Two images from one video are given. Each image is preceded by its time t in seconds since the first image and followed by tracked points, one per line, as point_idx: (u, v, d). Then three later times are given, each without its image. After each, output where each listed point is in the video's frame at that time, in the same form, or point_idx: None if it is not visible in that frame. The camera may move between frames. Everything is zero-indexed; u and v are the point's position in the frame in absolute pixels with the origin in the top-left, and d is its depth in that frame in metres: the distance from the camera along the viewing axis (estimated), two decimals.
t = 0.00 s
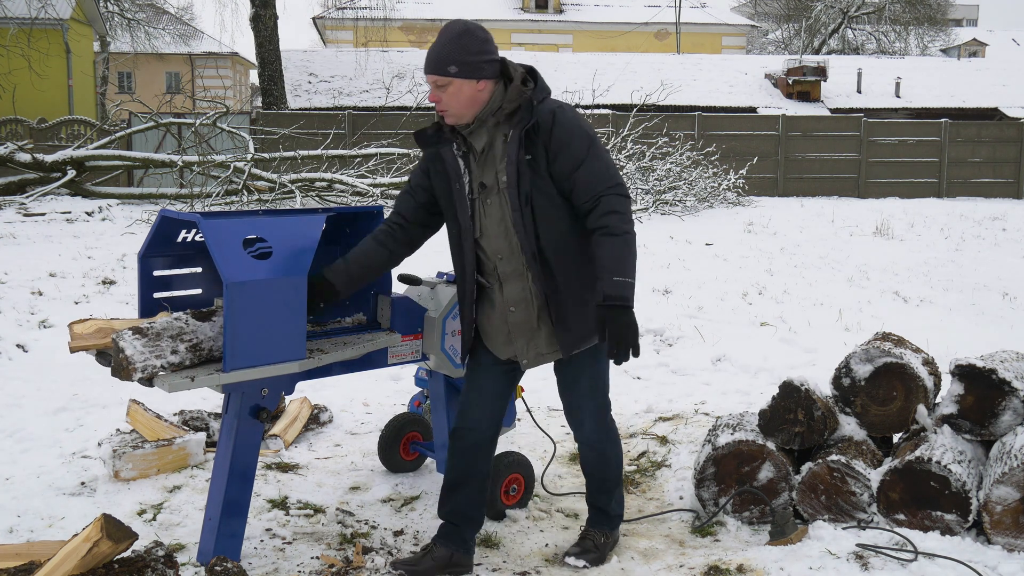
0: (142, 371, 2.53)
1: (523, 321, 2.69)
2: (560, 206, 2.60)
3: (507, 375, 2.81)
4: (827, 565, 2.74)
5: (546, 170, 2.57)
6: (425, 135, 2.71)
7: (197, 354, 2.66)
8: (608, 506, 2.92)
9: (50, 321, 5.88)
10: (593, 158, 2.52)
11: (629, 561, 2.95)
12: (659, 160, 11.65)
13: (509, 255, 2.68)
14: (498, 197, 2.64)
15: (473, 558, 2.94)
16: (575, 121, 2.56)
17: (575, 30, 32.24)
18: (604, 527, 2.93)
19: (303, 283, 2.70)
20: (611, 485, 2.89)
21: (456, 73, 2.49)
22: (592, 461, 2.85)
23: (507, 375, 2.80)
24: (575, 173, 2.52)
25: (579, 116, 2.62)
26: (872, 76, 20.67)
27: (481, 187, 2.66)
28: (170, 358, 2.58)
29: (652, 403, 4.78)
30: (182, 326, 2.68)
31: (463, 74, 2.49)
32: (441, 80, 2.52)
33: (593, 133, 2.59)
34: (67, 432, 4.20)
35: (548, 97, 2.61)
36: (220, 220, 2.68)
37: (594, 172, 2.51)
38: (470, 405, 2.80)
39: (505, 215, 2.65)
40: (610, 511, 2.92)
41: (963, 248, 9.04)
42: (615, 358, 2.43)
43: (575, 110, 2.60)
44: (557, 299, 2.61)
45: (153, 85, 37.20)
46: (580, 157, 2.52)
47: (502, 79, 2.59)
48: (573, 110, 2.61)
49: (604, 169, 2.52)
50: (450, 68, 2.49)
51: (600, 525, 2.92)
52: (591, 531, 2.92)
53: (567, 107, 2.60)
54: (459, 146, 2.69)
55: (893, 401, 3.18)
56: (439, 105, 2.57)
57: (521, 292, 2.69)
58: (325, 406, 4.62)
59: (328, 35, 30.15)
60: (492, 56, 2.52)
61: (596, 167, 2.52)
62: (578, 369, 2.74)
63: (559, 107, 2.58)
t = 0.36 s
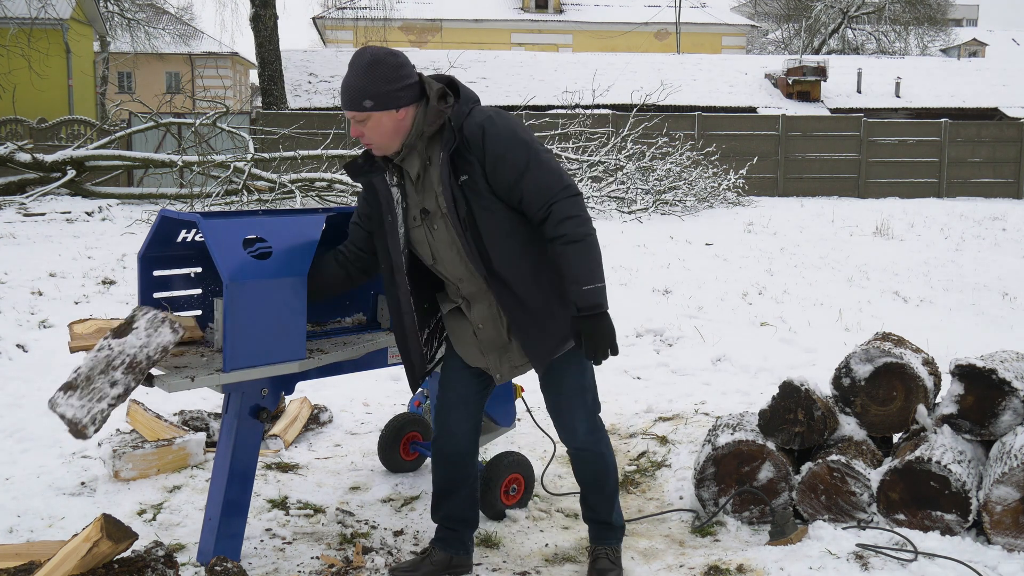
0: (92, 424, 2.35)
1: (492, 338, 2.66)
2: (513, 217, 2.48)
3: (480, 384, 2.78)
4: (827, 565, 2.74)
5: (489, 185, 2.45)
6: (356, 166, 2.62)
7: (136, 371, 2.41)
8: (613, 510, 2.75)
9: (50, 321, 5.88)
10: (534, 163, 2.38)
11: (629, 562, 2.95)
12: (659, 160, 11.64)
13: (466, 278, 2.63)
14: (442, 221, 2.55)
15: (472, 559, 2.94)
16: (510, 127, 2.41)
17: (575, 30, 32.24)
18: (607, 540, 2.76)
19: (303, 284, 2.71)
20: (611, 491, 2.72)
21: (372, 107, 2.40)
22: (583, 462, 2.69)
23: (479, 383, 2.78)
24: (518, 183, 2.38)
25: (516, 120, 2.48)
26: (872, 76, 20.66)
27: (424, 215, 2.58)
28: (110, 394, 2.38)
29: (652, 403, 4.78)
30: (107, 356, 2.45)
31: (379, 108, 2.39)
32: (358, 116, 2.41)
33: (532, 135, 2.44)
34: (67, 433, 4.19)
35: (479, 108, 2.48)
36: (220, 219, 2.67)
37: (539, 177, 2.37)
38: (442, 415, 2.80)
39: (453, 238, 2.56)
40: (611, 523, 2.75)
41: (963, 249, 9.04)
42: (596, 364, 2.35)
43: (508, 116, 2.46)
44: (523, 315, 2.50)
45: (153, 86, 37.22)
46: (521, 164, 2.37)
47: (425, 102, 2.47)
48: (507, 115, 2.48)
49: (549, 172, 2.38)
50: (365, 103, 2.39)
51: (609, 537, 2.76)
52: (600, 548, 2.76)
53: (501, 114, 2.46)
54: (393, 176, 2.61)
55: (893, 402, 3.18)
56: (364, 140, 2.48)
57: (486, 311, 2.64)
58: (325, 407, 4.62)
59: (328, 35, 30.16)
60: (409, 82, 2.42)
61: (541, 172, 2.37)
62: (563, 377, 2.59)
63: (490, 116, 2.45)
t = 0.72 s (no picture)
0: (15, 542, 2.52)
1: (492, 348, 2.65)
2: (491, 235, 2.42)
3: (478, 385, 2.79)
4: (827, 565, 2.74)
5: (461, 208, 2.38)
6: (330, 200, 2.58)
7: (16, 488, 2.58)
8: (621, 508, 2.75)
9: (50, 321, 5.88)
10: (502, 184, 2.28)
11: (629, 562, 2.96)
12: (659, 160, 11.64)
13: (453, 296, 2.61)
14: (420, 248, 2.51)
15: (473, 558, 2.94)
16: (473, 149, 2.31)
17: (575, 30, 32.23)
18: (612, 539, 2.76)
19: (302, 284, 2.71)
20: (619, 489, 2.72)
21: (337, 160, 2.33)
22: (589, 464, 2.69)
23: (476, 384, 2.78)
24: (488, 207, 2.31)
25: (479, 135, 2.37)
26: (872, 76, 20.65)
27: (404, 242, 2.55)
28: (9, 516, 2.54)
29: (653, 403, 4.78)
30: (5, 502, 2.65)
31: (342, 158, 2.33)
32: (324, 169, 2.36)
33: (496, 150, 2.33)
34: (67, 432, 4.20)
35: (439, 130, 2.38)
36: (219, 220, 2.67)
37: (508, 198, 2.28)
38: (441, 416, 2.80)
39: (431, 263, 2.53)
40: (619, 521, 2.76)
41: (963, 249, 9.04)
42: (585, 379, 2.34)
43: (469, 134, 2.36)
44: (511, 333, 2.49)
45: (152, 86, 37.22)
46: (488, 189, 2.29)
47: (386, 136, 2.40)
48: (469, 131, 2.37)
49: (518, 190, 2.28)
50: (329, 156, 2.32)
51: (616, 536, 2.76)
52: (607, 549, 2.76)
53: (463, 133, 2.36)
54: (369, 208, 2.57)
55: (893, 401, 3.18)
56: (335, 187, 2.43)
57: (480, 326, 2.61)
58: (325, 407, 4.62)
59: (328, 35, 30.17)
60: (366, 122, 2.33)
61: (509, 193, 2.27)
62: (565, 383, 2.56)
63: (452, 138, 2.34)
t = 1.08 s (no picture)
0: None
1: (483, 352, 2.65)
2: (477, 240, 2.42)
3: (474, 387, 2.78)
4: (827, 565, 2.74)
5: (445, 214, 2.38)
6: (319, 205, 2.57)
7: None
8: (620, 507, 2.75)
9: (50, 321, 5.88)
10: (485, 189, 2.28)
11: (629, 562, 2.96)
12: (659, 160, 11.64)
13: (442, 299, 2.61)
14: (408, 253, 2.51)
15: (473, 558, 2.94)
16: (456, 156, 2.31)
17: (575, 30, 32.25)
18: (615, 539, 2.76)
19: (301, 283, 2.71)
20: (620, 492, 2.72)
21: (326, 165, 2.33)
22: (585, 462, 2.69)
23: (472, 386, 2.78)
24: (471, 212, 2.30)
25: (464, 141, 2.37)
26: (872, 76, 20.65)
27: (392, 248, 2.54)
28: None
29: (652, 403, 4.78)
30: None
31: (329, 166, 2.33)
32: (312, 174, 2.36)
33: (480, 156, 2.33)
34: (67, 432, 4.20)
35: (423, 136, 2.38)
36: (219, 220, 2.67)
37: (491, 202, 2.27)
38: (438, 417, 2.80)
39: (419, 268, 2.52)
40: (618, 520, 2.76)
41: (963, 249, 9.03)
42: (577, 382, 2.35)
43: (452, 141, 2.35)
44: (499, 337, 2.48)
45: (153, 86, 37.23)
46: (471, 195, 2.28)
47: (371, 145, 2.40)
48: (452, 139, 2.37)
49: (500, 194, 2.28)
50: (319, 161, 2.32)
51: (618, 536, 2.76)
52: (610, 548, 2.76)
53: (447, 140, 2.36)
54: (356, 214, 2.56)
55: (893, 402, 3.18)
56: (323, 193, 2.43)
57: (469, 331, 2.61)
58: (325, 407, 4.62)
59: (328, 35, 30.20)
60: (355, 129, 2.34)
61: (491, 197, 2.27)
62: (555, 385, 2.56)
63: (434, 145, 2.34)
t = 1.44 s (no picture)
0: None
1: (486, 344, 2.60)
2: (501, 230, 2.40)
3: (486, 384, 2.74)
4: (827, 565, 2.74)
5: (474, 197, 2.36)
6: (363, 165, 2.60)
7: None
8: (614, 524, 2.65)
9: (49, 321, 5.88)
10: (518, 181, 2.25)
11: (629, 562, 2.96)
12: (659, 160, 11.64)
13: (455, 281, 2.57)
14: (430, 227, 2.48)
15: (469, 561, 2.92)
16: (496, 141, 2.29)
17: (575, 30, 32.23)
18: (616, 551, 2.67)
19: (301, 283, 2.71)
20: (611, 505, 2.61)
21: (374, 119, 2.33)
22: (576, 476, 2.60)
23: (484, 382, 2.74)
24: (500, 199, 2.29)
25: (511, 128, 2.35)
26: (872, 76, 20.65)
27: (415, 220, 2.52)
28: None
29: (652, 403, 4.78)
30: None
31: (374, 119, 2.33)
32: (359, 127, 2.36)
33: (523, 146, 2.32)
34: (67, 432, 4.20)
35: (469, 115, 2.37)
36: (219, 220, 2.67)
37: (522, 194, 2.25)
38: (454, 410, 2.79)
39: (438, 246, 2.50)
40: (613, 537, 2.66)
41: (963, 249, 9.03)
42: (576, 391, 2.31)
43: (497, 125, 2.33)
44: (506, 330, 2.44)
45: (152, 86, 37.23)
46: (503, 182, 2.27)
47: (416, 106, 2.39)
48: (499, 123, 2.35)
49: (534, 188, 2.26)
50: (367, 113, 2.32)
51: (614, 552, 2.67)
52: (605, 558, 2.68)
53: (494, 123, 2.34)
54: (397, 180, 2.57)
55: (893, 402, 3.19)
56: (366, 149, 2.43)
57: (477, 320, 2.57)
58: (325, 407, 4.61)
59: (328, 35, 30.20)
60: (406, 88, 2.34)
61: (523, 189, 2.25)
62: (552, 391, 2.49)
63: (479, 125, 2.33)
